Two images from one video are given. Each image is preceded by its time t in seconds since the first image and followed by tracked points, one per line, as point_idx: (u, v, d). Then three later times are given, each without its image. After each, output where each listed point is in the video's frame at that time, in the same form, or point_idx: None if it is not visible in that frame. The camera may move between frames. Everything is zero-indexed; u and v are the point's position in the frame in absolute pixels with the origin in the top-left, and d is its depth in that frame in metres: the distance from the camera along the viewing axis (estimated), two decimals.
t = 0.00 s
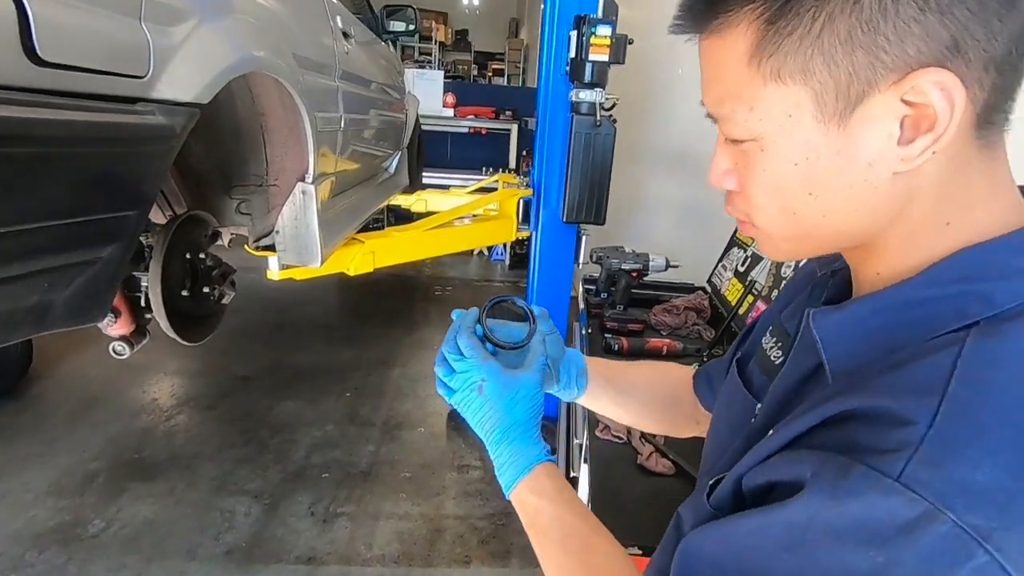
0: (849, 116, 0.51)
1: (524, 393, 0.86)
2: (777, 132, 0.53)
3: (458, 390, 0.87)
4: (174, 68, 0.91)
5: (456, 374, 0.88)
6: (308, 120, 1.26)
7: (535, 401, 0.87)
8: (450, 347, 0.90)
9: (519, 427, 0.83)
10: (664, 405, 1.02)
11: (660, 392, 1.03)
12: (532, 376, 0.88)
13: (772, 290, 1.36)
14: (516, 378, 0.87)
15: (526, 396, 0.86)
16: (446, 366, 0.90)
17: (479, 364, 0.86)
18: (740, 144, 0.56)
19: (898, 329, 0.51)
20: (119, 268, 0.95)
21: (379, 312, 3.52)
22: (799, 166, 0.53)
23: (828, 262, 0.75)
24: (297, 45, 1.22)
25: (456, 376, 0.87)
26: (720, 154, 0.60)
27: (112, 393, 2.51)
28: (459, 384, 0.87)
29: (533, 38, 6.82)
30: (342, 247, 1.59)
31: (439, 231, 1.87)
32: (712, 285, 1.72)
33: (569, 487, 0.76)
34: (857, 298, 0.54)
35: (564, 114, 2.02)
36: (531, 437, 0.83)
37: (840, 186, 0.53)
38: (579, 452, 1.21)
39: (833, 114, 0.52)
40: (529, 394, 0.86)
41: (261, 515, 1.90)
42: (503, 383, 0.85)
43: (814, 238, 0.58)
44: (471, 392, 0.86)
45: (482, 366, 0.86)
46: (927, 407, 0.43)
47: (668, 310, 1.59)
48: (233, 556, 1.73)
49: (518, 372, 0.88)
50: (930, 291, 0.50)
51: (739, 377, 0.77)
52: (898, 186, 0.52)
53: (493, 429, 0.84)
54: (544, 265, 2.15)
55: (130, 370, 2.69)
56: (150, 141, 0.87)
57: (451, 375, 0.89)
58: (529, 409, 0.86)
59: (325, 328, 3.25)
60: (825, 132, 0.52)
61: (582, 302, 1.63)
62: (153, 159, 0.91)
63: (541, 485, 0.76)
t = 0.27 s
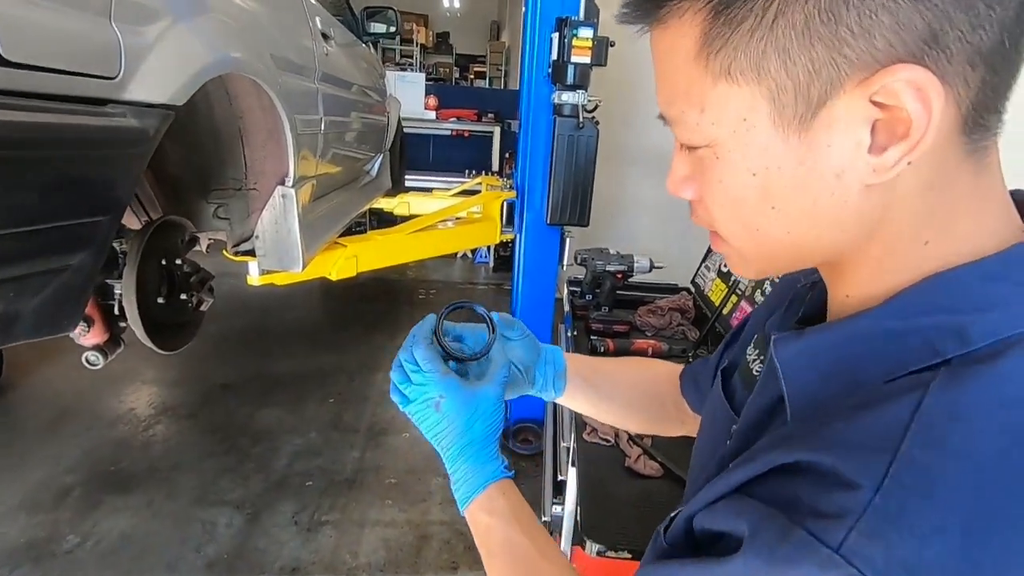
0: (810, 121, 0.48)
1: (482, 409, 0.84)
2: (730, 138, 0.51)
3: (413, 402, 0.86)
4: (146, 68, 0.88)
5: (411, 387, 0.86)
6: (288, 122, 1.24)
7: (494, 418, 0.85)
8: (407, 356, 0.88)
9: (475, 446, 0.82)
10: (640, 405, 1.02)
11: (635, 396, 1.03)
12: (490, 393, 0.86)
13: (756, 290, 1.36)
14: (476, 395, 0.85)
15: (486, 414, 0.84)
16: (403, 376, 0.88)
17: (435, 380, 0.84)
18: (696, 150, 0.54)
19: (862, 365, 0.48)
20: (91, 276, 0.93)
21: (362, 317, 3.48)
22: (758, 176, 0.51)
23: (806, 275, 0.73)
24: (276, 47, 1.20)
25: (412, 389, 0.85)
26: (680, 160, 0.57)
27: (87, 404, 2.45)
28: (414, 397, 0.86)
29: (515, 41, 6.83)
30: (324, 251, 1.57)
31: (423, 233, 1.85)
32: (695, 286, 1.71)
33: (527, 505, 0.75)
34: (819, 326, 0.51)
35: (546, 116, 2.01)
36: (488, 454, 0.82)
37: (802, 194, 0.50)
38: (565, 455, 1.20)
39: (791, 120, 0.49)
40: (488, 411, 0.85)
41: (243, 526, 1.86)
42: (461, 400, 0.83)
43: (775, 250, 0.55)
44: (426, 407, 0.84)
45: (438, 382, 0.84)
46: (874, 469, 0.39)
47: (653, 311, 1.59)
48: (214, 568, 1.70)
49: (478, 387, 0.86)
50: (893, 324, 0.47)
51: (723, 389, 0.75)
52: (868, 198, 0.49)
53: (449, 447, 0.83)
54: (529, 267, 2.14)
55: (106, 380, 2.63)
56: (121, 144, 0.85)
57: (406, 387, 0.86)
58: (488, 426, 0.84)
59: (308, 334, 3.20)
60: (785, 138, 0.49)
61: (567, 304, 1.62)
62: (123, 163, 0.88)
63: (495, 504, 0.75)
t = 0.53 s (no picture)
0: (901, 97, 0.39)
1: (450, 426, 0.83)
2: (783, 112, 0.43)
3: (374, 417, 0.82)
4: (124, 49, 0.83)
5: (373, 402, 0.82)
6: (275, 110, 1.19)
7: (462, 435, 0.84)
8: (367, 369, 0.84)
9: (442, 464, 0.81)
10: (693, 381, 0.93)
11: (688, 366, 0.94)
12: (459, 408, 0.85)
13: (758, 282, 1.33)
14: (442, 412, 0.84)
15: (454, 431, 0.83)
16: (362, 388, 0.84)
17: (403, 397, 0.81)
18: (739, 126, 0.47)
19: (921, 402, 0.42)
20: (63, 275, 0.88)
21: (352, 312, 3.43)
22: (815, 163, 0.43)
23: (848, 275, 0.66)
24: (262, 32, 1.15)
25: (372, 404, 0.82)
26: (713, 138, 0.51)
27: (71, 404, 2.39)
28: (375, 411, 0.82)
29: (504, 32, 6.76)
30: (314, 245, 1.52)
31: (416, 227, 1.81)
32: (694, 279, 1.68)
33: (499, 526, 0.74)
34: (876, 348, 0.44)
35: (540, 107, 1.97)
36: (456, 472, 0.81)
37: (866, 193, 0.42)
38: (566, 453, 1.17)
39: (873, 95, 0.40)
40: (456, 429, 0.84)
41: (233, 527, 1.82)
42: (429, 420, 0.82)
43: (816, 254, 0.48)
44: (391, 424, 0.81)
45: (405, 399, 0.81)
46: (939, 549, 0.34)
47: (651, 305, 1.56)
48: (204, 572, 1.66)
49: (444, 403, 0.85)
50: (954, 356, 0.41)
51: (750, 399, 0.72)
52: (957, 195, 0.41)
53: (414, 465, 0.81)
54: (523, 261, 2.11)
55: (90, 379, 2.57)
56: (96, 129, 0.80)
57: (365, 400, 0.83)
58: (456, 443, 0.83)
59: (297, 330, 3.15)
60: (859, 118, 0.41)
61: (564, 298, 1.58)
62: (99, 152, 0.84)
63: (462, 525, 0.73)
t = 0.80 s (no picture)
0: None
1: (453, 436, 0.80)
2: (949, 48, 0.35)
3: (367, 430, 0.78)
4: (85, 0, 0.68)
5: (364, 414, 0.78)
6: (257, 87, 1.05)
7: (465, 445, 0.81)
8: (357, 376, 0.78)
9: (443, 479, 0.78)
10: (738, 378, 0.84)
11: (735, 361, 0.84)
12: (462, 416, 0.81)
13: (765, 270, 1.28)
14: (443, 422, 0.80)
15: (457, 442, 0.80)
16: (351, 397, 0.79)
17: (400, 409, 0.77)
18: (876, 77, 0.39)
19: None
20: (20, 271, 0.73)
21: (338, 303, 3.35)
22: (1000, 119, 0.35)
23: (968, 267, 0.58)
24: None
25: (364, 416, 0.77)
26: (833, 93, 0.43)
27: (44, 399, 2.29)
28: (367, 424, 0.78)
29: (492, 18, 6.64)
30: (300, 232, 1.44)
31: (406, 215, 1.73)
32: (695, 266, 1.63)
33: (506, 544, 0.75)
34: (1018, 371, 0.37)
35: (534, 89, 1.90)
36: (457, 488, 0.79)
37: None
38: (569, 452, 1.10)
39: None
40: (459, 439, 0.80)
41: (217, 527, 1.75)
42: (428, 432, 0.78)
43: (954, 244, 0.41)
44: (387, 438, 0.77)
45: (402, 411, 0.77)
46: None
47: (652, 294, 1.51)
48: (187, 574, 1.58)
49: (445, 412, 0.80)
50: None
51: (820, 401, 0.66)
52: None
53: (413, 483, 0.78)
54: (516, 249, 2.04)
55: (64, 373, 2.47)
56: (48, 97, 0.65)
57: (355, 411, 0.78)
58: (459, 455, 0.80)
59: (281, 321, 3.06)
60: None
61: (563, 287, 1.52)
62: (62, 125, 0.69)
63: (469, 548, 0.74)
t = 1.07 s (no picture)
0: None
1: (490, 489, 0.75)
2: None
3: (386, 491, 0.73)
4: None
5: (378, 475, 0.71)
6: (221, 61, 0.91)
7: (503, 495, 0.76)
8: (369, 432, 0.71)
9: (480, 538, 0.75)
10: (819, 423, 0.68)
11: (817, 404, 0.68)
12: (498, 464, 0.76)
13: (772, 262, 1.21)
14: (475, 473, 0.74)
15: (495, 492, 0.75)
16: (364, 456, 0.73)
17: (421, 468, 0.69)
18: None
19: None
20: None
21: (313, 295, 3.21)
22: None
23: None
24: None
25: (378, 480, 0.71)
26: None
27: None
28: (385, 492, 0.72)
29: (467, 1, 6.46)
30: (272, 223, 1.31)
31: (388, 203, 1.62)
32: (692, 257, 1.56)
33: None
34: None
35: (521, 71, 1.78)
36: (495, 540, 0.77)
37: None
38: (573, 461, 1.02)
39: None
40: (495, 491, 0.75)
41: (188, 538, 1.63)
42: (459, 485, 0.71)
43: None
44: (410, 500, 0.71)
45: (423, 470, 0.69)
46: None
47: (649, 287, 1.43)
48: None
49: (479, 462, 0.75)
50: None
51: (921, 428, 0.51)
52: None
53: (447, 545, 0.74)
54: (502, 239, 1.94)
55: (19, 375, 2.31)
56: None
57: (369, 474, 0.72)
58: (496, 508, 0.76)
59: (254, 316, 2.91)
60: None
61: (557, 280, 1.44)
62: None
63: None
